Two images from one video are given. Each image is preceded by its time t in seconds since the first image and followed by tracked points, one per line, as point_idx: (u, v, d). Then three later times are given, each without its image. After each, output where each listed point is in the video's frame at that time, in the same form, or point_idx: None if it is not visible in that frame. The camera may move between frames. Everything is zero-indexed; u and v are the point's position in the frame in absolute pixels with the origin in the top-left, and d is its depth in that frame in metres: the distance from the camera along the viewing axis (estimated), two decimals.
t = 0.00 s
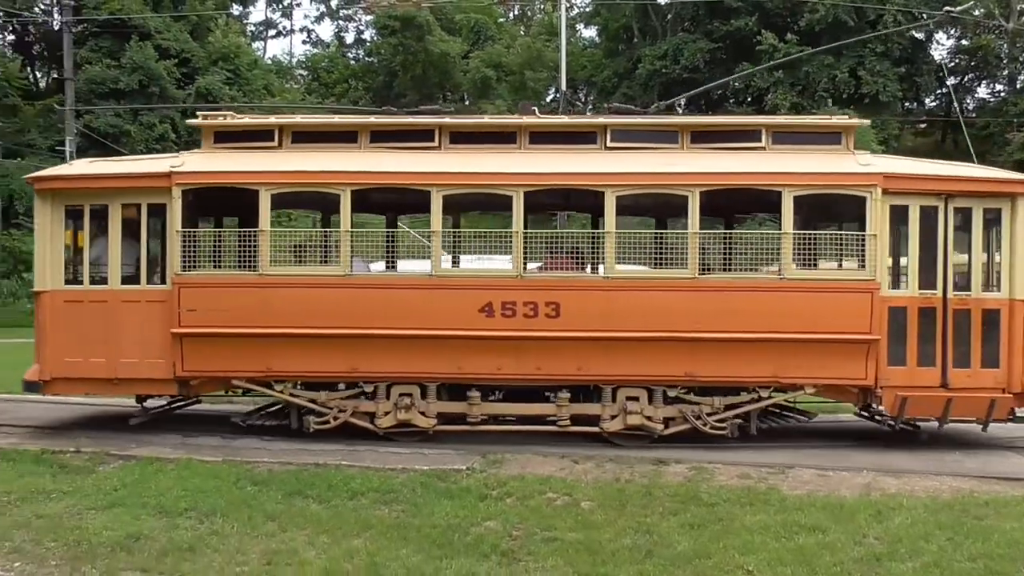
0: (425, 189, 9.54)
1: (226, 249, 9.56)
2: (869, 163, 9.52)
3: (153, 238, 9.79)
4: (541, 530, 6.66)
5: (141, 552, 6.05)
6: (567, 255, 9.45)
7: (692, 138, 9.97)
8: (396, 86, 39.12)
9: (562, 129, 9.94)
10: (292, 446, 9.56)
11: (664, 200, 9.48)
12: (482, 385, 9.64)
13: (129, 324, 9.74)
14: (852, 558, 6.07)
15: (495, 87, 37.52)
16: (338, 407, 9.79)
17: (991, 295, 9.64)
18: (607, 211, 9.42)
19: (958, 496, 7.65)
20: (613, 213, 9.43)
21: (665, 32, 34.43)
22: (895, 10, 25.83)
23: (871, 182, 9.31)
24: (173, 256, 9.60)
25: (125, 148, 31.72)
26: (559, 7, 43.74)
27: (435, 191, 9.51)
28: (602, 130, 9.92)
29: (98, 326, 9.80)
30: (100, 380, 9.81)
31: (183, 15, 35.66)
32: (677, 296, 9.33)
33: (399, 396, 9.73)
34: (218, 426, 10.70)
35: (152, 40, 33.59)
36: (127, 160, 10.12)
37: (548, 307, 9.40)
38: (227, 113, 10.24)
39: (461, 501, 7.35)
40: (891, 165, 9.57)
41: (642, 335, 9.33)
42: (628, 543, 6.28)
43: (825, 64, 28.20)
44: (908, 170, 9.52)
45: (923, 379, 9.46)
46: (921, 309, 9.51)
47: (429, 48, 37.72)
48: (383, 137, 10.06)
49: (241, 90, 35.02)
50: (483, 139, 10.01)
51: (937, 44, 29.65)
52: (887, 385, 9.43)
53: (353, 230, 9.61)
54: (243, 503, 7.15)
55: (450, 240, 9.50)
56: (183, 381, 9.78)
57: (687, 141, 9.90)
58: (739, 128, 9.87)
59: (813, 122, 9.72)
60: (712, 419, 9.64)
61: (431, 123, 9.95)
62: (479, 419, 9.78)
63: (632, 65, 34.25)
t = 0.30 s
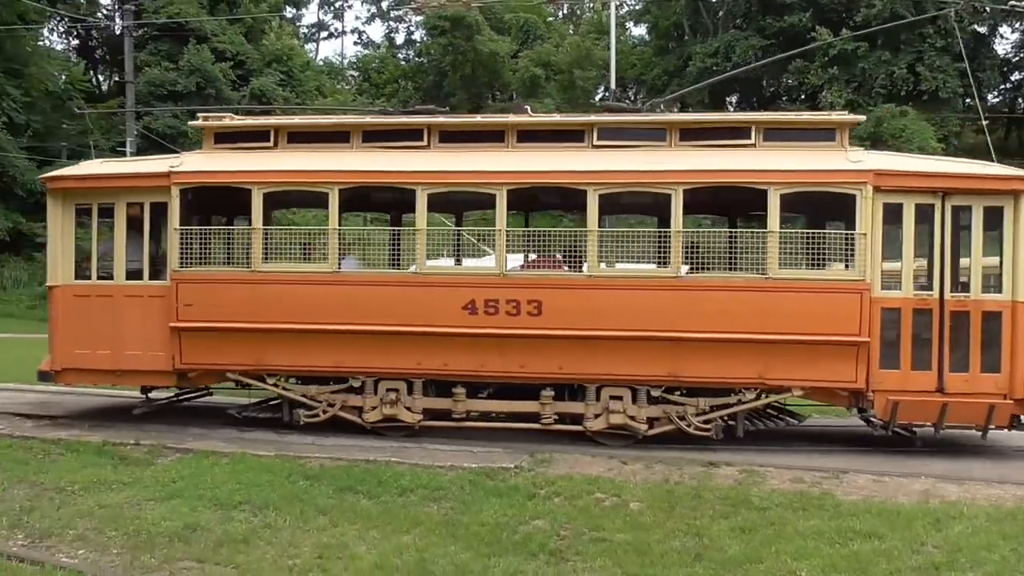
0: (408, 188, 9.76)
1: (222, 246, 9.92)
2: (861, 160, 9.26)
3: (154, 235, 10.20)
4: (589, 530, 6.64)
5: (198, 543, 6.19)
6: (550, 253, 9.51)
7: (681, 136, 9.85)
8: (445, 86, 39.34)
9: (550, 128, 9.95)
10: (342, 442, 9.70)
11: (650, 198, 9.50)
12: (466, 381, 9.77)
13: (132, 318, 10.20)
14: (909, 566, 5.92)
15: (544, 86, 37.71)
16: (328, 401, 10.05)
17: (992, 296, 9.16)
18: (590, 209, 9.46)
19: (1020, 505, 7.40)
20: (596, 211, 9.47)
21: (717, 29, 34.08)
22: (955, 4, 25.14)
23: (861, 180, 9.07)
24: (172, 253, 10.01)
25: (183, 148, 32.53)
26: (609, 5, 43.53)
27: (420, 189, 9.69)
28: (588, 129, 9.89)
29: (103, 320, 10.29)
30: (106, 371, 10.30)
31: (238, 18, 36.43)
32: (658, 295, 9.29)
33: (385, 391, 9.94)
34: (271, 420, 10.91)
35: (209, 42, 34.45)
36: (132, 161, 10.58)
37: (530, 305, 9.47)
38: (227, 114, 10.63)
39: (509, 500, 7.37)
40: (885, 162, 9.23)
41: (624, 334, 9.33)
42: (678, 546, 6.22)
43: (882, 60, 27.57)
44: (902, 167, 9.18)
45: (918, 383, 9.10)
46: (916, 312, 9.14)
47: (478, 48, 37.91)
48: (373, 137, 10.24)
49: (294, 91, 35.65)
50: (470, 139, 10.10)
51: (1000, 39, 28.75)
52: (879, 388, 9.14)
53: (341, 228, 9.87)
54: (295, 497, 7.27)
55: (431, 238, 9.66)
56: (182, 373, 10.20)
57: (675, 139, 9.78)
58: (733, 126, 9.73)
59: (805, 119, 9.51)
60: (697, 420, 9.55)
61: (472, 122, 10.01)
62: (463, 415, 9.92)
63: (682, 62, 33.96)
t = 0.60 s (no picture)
0: (393, 188, 10.08)
1: (218, 245, 10.41)
2: (842, 156, 9.15)
3: (155, 235, 10.73)
4: (633, 531, 6.59)
5: (245, 537, 6.29)
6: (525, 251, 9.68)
7: (663, 134, 9.96)
8: (488, 85, 39.35)
9: (535, 126, 10.16)
10: (386, 440, 9.79)
11: (622, 196, 9.59)
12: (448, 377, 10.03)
13: (135, 314, 10.75)
14: (964, 573, 5.75)
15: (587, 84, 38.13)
16: (318, 395, 10.51)
17: (981, 296, 8.90)
18: (567, 208, 9.58)
19: None
20: (574, 209, 9.59)
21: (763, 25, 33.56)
22: None
23: (841, 176, 8.97)
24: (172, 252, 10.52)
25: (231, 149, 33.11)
26: (653, 2, 43.16)
27: (403, 189, 9.96)
28: (572, 128, 10.05)
29: (110, 316, 10.87)
30: (112, 363, 10.89)
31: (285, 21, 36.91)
32: (636, 293, 9.38)
33: (371, 385, 10.28)
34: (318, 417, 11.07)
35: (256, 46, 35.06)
36: (137, 163, 11.11)
37: (509, 302, 9.65)
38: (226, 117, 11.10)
39: (552, 500, 7.35)
40: (868, 159, 9.09)
41: (602, 332, 9.44)
42: (724, 548, 6.14)
43: (934, 54, 26.87)
44: (885, 163, 9.01)
45: (902, 384, 8.91)
46: (899, 311, 8.95)
47: (521, 47, 37.94)
48: (366, 137, 10.60)
49: (339, 92, 36.06)
50: (458, 138, 10.36)
51: None
52: (862, 389, 8.98)
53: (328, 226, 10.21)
54: (341, 494, 7.35)
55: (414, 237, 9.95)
56: (181, 367, 10.72)
57: (657, 137, 9.91)
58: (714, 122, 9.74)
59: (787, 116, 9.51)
60: (675, 419, 9.62)
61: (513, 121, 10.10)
62: (446, 410, 10.21)
63: (727, 59, 33.61)
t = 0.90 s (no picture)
0: (377, 187, 10.23)
1: (212, 243, 10.74)
2: (817, 152, 9.06)
3: (156, 233, 11.20)
4: (674, 532, 6.52)
5: (287, 533, 6.34)
6: (506, 248, 9.79)
7: (642, 131, 9.98)
8: (523, 83, 39.34)
9: (515, 125, 10.27)
10: (424, 437, 9.82)
11: (601, 196, 9.61)
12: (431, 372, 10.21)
13: (137, 308, 11.21)
14: None
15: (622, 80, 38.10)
16: (306, 389, 10.77)
17: (961, 294, 8.77)
18: (544, 205, 9.69)
19: None
20: (551, 206, 9.69)
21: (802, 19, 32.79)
22: None
23: (815, 172, 8.87)
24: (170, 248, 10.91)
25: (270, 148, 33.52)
26: None
27: (386, 188, 10.15)
28: (552, 126, 10.14)
29: (114, 310, 11.37)
30: (115, 356, 11.39)
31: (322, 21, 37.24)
32: (611, 291, 9.44)
33: (357, 379, 10.53)
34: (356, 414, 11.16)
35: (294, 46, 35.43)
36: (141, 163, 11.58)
37: (487, 299, 9.77)
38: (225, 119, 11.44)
39: (591, 499, 7.31)
40: (843, 154, 8.98)
41: (578, 328, 9.51)
42: (767, 551, 6.04)
43: (980, 47, 26.22)
44: (861, 159, 8.91)
45: (879, 383, 8.83)
46: (877, 309, 8.87)
47: (556, 44, 37.86)
48: (355, 138, 10.85)
49: (375, 91, 36.33)
50: (442, 138, 10.53)
51: None
52: (837, 388, 8.93)
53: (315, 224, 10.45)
54: (380, 491, 7.39)
55: (396, 235, 10.12)
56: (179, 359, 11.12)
57: (636, 134, 9.92)
58: (691, 119, 9.76)
59: (763, 112, 9.45)
60: (649, 415, 9.62)
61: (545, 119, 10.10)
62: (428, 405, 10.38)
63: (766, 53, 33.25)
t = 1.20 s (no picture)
0: (369, 188, 10.37)
1: (216, 244, 11.07)
2: (799, 148, 8.96)
3: (166, 235, 11.59)
4: (723, 534, 6.42)
5: (334, 530, 6.38)
6: (495, 246, 9.86)
7: (629, 130, 9.97)
8: (563, 81, 39.30)
9: (504, 125, 10.33)
10: (468, 436, 9.81)
11: (581, 191, 9.68)
12: (423, 367, 10.37)
13: (148, 307, 11.65)
14: None
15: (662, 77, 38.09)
16: (305, 384, 11.00)
17: (946, 289, 8.61)
18: (530, 203, 9.72)
19: None
20: (536, 205, 9.72)
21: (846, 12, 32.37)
22: None
23: (796, 168, 8.79)
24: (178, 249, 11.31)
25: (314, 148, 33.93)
26: None
27: (378, 188, 10.27)
28: (541, 125, 10.19)
29: (128, 308, 11.81)
30: (127, 352, 11.83)
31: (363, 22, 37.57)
32: (595, 288, 9.46)
33: (353, 375, 10.72)
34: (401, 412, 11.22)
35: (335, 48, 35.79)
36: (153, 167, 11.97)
37: (475, 296, 9.88)
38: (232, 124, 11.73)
39: (638, 500, 7.23)
40: (827, 150, 8.88)
41: (562, 325, 9.55)
42: (820, 554, 5.91)
43: None
44: (842, 154, 8.81)
45: (863, 380, 8.70)
46: (859, 305, 8.75)
47: (595, 42, 37.72)
48: (351, 139, 11.03)
49: (415, 91, 36.54)
50: (434, 139, 10.63)
51: None
52: (821, 385, 8.82)
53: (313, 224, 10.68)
54: (425, 490, 7.40)
55: (389, 235, 10.27)
56: (187, 356, 11.51)
57: (623, 133, 9.91)
58: (677, 116, 9.69)
59: (747, 109, 9.35)
60: (634, 411, 9.58)
61: (583, 116, 10.04)
62: (421, 400, 10.54)
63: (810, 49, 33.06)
